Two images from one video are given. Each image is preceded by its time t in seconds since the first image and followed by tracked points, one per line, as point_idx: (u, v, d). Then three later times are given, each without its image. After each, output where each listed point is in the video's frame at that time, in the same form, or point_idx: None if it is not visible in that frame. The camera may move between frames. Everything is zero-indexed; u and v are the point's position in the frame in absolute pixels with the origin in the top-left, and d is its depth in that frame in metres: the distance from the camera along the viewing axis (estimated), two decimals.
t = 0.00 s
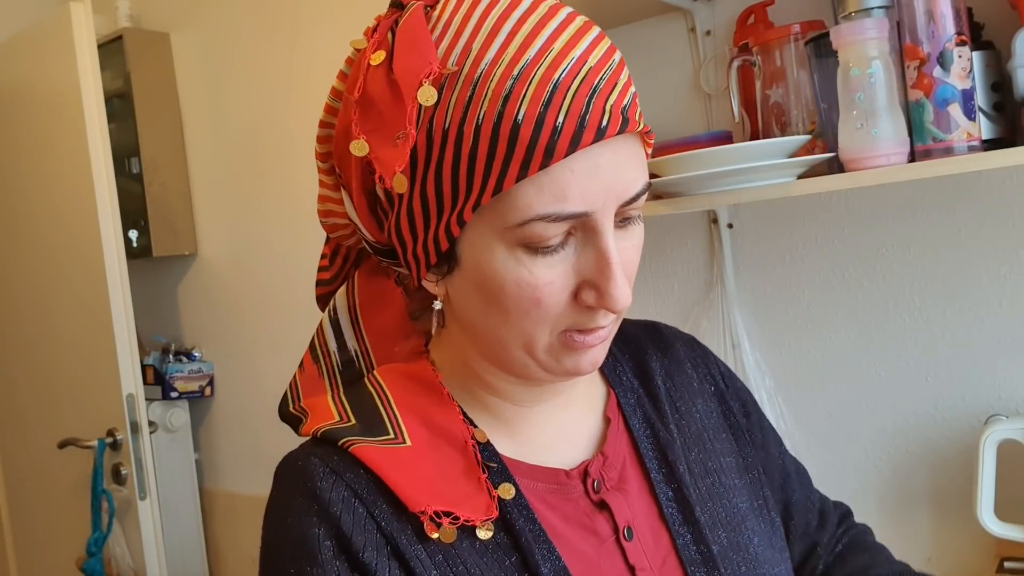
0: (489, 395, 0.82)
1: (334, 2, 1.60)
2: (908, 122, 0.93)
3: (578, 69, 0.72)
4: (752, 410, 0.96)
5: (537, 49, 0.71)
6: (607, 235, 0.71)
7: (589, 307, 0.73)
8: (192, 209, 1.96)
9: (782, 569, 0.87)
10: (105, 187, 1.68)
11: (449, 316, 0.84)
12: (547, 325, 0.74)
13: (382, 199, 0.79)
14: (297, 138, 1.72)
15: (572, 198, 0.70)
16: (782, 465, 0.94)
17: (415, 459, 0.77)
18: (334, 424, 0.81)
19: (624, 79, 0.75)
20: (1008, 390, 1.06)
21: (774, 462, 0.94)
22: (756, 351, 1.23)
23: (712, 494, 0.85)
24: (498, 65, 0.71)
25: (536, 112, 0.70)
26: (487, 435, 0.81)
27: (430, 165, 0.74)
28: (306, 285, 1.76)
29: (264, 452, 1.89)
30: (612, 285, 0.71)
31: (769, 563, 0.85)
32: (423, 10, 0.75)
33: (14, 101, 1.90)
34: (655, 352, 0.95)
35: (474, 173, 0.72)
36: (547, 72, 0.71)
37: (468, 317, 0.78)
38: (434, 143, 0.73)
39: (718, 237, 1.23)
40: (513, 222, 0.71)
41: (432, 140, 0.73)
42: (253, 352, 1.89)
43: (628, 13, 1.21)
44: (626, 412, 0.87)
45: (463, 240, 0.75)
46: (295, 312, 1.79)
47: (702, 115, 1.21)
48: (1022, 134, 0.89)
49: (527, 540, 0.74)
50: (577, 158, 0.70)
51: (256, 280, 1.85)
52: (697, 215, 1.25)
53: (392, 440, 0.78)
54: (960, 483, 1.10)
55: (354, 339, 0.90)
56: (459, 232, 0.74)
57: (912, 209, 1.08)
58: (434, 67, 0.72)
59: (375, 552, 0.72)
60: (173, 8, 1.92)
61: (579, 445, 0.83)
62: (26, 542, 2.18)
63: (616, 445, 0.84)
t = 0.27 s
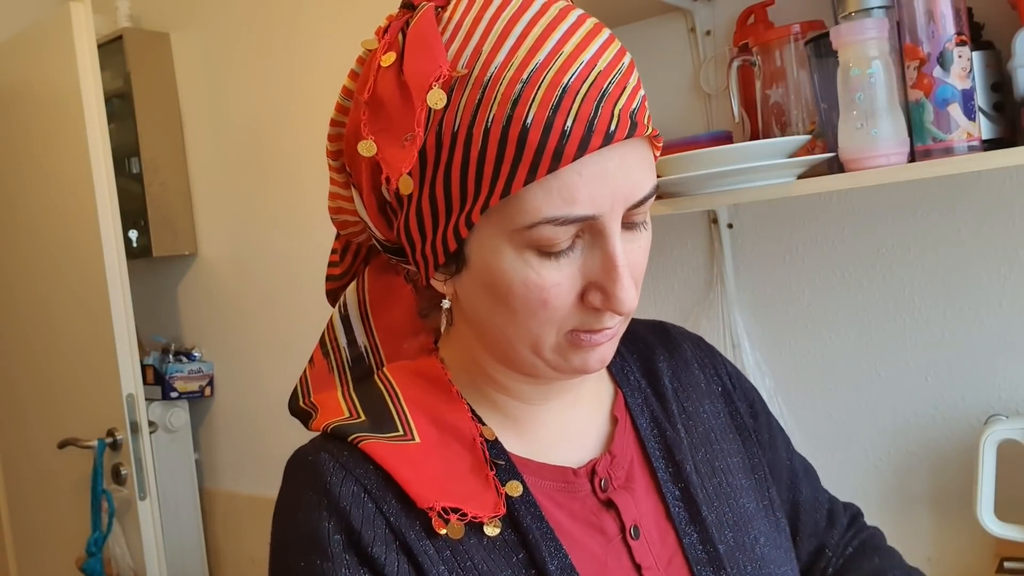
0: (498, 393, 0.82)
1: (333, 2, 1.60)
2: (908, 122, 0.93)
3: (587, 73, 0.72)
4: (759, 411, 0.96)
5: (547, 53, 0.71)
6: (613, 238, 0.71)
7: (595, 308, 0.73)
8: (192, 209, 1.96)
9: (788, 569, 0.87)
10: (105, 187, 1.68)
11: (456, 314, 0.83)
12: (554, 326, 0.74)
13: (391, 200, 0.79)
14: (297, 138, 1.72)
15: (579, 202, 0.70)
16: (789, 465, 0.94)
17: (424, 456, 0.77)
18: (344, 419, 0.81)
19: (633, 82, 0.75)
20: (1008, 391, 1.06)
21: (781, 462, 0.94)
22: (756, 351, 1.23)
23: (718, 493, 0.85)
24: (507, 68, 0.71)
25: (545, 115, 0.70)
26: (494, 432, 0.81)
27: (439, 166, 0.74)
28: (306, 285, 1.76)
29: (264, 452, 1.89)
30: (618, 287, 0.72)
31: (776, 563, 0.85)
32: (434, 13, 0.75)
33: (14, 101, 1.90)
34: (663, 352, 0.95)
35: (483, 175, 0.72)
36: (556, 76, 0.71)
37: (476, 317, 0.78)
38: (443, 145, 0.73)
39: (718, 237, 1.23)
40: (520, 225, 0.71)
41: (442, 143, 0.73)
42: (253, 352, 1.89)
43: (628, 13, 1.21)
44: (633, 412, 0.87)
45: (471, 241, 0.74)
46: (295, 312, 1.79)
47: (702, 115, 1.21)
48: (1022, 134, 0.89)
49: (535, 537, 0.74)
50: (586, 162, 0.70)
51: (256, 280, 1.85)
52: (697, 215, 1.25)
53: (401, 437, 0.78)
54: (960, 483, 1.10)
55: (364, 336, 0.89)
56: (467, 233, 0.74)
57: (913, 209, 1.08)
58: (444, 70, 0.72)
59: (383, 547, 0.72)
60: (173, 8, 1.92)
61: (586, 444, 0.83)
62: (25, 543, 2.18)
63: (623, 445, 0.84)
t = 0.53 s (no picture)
0: (501, 392, 0.82)
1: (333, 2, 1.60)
2: (908, 122, 0.93)
3: (587, 76, 0.72)
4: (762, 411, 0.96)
5: (547, 57, 0.71)
6: (614, 239, 0.71)
7: (596, 308, 0.73)
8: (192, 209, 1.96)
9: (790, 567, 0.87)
10: (105, 187, 1.68)
11: (459, 314, 0.83)
12: (554, 326, 0.74)
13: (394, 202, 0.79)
14: (297, 138, 1.72)
15: (580, 204, 0.70)
16: (792, 464, 0.94)
17: (427, 454, 0.77)
18: (350, 418, 0.81)
19: (633, 85, 0.75)
20: (1008, 391, 1.06)
21: (784, 462, 0.94)
22: (756, 351, 1.23)
23: (720, 492, 0.85)
24: (508, 72, 0.71)
25: (545, 118, 0.70)
26: (496, 430, 0.81)
27: (441, 168, 0.74)
28: (306, 285, 1.76)
29: (263, 452, 1.89)
30: (619, 287, 0.72)
31: (777, 561, 0.85)
32: (437, 17, 0.76)
33: (14, 101, 1.90)
34: (666, 352, 0.95)
35: (484, 177, 0.72)
36: (556, 80, 0.71)
37: (479, 317, 0.78)
38: (445, 148, 0.73)
39: (718, 237, 1.23)
40: (521, 226, 0.71)
41: (443, 145, 0.74)
42: (253, 353, 1.89)
43: (628, 14, 1.21)
44: (635, 411, 0.87)
45: (473, 242, 0.75)
46: (295, 311, 1.79)
47: (702, 115, 1.21)
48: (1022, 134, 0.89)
49: (537, 534, 0.74)
50: (586, 165, 0.70)
51: (256, 280, 1.85)
52: (696, 215, 1.25)
53: (405, 434, 0.78)
54: (960, 483, 1.10)
55: (369, 336, 0.90)
56: (469, 234, 0.74)
57: (912, 209, 1.08)
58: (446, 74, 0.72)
59: (387, 543, 0.72)
60: (173, 8, 1.92)
61: (590, 443, 0.83)
62: (26, 543, 2.18)
63: (625, 443, 0.84)
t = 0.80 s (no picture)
0: (499, 390, 0.82)
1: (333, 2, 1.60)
2: (908, 122, 0.93)
3: (579, 74, 0.72)
4: (763, 410, 0.96)
5: (539, 54, 0.71)
6: (607, 234, 0.71)
7: (590, 305, 0.73)
8: (192, 210, 1.97)
9: (790, 568, 0.87)
10: (105, 187, 1.68)
11: (456, 311, 0.83)
12: (549, 323, 0.74)
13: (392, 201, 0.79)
14: (297, 138, 1.72)
15: (572, 200, 0.70)
16: (792, 463, 0.94)
17: (423, 453, 0.77)
18: (348, 418, 0.81)
19: (627, 84, 0.74)
20: (1008, 391, 1.06)
21: (785, 461, 0.94)
22: (756, 351, 1.23)
23: (718, 492, 0.85)
24: (501, 69, 0.71)
25: (537, 114, 0.70)
26: (494, 430, 0.81)
27: (435, 165, 0.74)
28: (306, 285, 1.76)
29: (263, 451, 1.89)
30: (612, 283, 0.72)
31: (776, 562, 0.85)
32: (433, 16, 0.76)
33: (14, 101, 1.90)
34: (666, 351, 0.95)
35: (477, 174, 0.72)
36: (548, 76, 0.71)
37: (475, 315, 0.78)
38: (440, 146, 0.73)
39: (718, 236, 1.23)
40: (516, 223, 0.71)
41: (437, 143, 0.74)
42: (253, 353, 1.89)
43: (628, 14, 1.21)
44: (633, 411, 0.87)
45: (468, 239, 0.75)
46: (295, 312, 1.79)
47: (702, 116, 1.21)
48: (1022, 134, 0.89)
49: (533, 534, 0.74)
50: (578, 161, 0.70)
51: (256, 280, 1.85)
52: (696, 215, 1.25)
53: (402, 434, 0.78)
54: (960, 483, 1.10)
55: (370, 335, 0.90)
56: (463, 231, 0.74)
57: (912, 209, 1.08)
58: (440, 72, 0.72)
59: (384, 541, 0.72)
60: (173, 8, 1.92)
61: (588, 442, 0.83)
62: (26, 543, 2.18)
63: (623, 442, 0.84)
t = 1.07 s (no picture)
0: (496, 392, 0.82)
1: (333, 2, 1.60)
2: (908, 122, 0.93)
3: (518, 28, 0.74)
4: (766, 411, 0.95)
5: (484, 13, 0.75)
6: (544, 183, 0.72)
7: (535, 266, 0.72)
8: (192, 210, 1.97)
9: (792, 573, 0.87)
10: (105, 188, 1.69)
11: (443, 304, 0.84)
12: (500, 290, 0.74)
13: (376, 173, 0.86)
14: (297, 138, 1.72)
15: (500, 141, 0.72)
16: (794, 464, 0.94)
17: (419, 464, 0.77)
18: (342, 425, 0.81)
19: (580, 45, 0.75)
20: (1008, 391, 1.06)
21: (787, 461, 0.94)
22: (756, 351, 1.23)
23: (718, 497, 0.85)
24: (446, 28, 0.75)
25: (470, 63, 0.73)
26: (490, 438, 0.81)
27: (395, 129, 0.79)
28: (306, 285, 1.76)
29: (263, 451, 1.90)
30: (550, 237, 0.71)
31: (778, 567, 0.85)
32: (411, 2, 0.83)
33: (14, 101, 1.90)
34: (667, 352, 0.95)
35: (425, 130, 0.75)
36: (487, 31, 0.74)
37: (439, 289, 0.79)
38: (397, 107, 0.78)
39: (718, 236, 1.23)
40: (452, 169, 0.74)
41: (395, 105, 0.79)
42: (253, 353, 1.89)
43: (628, 14, 1.21)
44: (633, 415, 0.87)
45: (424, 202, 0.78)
46: (295, 312, 1.79)
47: (702, 115, 1.21)
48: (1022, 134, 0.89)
49: (530, 547, 0.74)
50: (505, 105, 0.72)
51: (256, 280, 1.85)
52: (696, 215, 1.25)
53: (397, 444, 0.78)
54: (960, 483, 1.10)
55: (375, 335, 0.92)
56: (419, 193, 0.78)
57: (912, 209, 1.08)
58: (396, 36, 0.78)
59: (379, 557, 0.72)
60: (173, 8, 1.92)
61: (584, 449, 0.83)
62: (26, 543, 2.18)
63: (622, 448, 0.83)
